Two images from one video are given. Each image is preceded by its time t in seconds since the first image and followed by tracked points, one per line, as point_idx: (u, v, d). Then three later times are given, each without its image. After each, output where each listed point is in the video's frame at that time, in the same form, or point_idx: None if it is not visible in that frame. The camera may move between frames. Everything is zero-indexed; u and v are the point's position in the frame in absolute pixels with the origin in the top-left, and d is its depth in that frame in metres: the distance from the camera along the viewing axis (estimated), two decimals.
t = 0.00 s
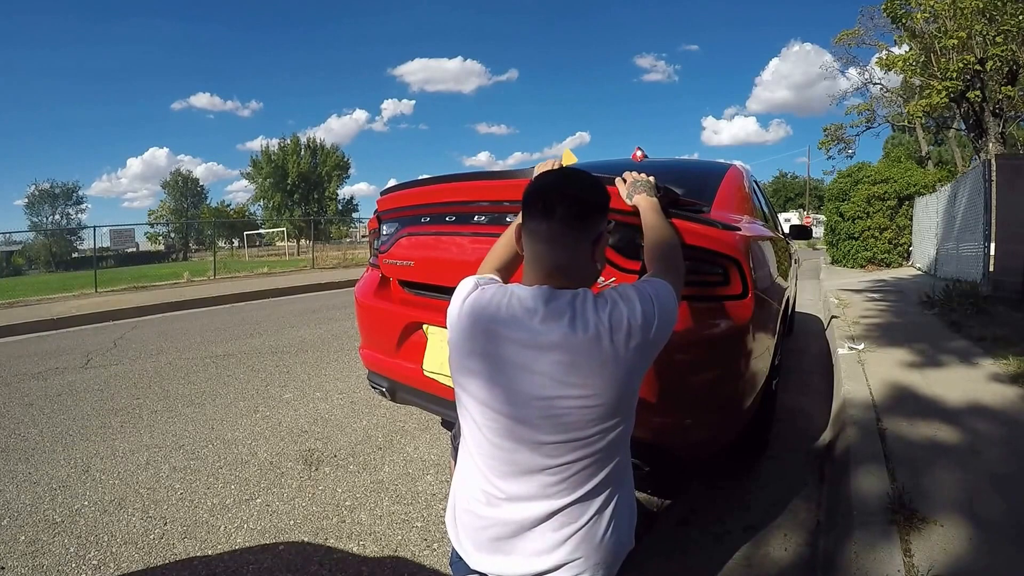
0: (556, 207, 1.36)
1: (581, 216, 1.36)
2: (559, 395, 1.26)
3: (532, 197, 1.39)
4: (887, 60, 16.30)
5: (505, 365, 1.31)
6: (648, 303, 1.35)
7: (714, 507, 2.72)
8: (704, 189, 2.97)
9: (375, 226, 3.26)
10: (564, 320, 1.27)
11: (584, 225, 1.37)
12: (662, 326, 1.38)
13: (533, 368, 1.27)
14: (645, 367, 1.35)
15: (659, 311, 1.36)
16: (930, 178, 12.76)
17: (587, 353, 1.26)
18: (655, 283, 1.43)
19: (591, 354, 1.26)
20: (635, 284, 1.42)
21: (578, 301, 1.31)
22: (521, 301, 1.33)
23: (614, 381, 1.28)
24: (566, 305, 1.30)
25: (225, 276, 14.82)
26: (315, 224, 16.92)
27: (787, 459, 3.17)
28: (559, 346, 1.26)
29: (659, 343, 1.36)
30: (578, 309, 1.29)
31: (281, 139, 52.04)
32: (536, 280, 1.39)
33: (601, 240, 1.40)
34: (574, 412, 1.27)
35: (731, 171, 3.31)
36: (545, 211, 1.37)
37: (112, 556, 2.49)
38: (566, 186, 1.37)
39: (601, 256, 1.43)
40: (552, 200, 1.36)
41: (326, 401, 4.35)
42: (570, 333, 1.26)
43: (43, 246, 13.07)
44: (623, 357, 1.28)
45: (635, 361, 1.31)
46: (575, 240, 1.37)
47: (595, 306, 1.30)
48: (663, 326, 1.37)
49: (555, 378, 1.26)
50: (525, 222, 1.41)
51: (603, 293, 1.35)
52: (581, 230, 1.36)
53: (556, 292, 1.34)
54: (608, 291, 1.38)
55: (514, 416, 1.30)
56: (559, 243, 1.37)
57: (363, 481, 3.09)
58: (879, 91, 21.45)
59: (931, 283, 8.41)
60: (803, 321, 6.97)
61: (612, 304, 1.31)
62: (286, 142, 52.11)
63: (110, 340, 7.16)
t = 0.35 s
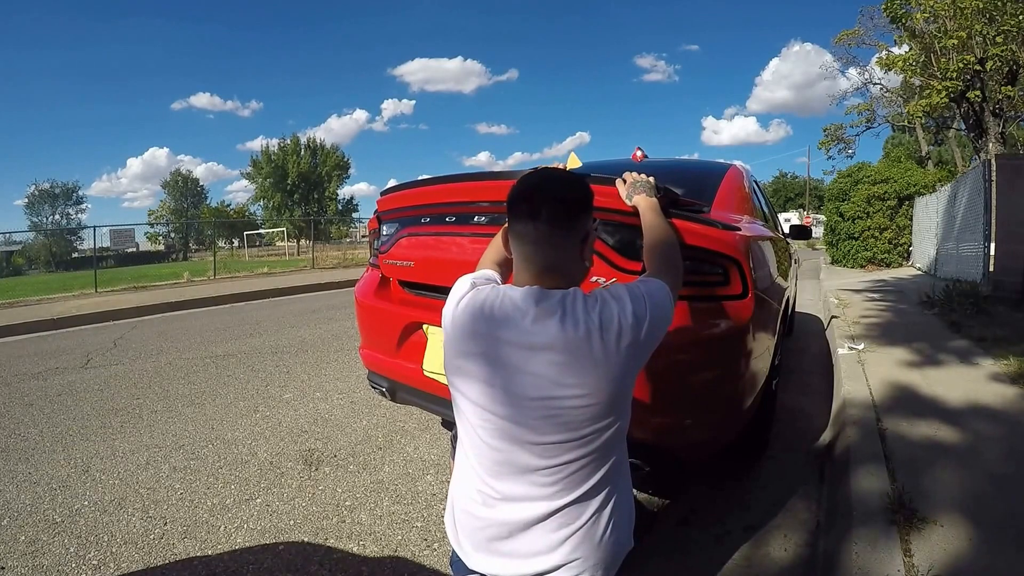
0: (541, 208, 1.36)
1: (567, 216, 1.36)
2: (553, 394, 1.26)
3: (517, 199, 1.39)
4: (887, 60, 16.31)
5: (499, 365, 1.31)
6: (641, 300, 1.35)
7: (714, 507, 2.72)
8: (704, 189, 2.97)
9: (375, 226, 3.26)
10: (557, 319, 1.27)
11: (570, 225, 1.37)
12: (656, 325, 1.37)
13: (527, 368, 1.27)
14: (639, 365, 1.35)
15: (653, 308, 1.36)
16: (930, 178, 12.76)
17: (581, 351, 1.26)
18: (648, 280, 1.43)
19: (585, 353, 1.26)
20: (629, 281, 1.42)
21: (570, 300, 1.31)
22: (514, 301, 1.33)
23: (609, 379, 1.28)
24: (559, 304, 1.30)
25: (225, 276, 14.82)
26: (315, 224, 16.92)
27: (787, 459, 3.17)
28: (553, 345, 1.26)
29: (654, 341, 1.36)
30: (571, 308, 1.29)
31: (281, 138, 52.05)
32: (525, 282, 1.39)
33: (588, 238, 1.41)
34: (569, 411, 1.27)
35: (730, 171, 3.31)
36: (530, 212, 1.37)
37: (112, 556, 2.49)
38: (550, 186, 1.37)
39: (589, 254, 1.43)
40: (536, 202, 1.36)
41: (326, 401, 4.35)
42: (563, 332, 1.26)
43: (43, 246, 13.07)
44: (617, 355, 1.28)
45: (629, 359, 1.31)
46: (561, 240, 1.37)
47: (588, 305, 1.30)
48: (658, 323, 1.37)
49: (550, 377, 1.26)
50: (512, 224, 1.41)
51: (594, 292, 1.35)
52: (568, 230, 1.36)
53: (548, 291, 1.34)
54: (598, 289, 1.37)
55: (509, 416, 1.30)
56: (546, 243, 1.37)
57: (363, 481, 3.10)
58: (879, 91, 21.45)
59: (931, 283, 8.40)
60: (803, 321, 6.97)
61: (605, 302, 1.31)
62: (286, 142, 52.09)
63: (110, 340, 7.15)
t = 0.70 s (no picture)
0: (534, 207, 1.36)
1: (561, 213, 1.35)
2: (552, 393, 1.26)
3: (512, 198, 1.39)
4: (887, 59, 16.32)
5: (498, 364, 1.31)
6: (641, 299, 1.35)
7: (714, 507, 2.72)
8: (704, 189, 2.97)
9: (375, 226, 3.26)
10: (556, 318, 1.27)
11: (564, 224, 1.36)
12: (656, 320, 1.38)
13: (526, 367, 1.27)
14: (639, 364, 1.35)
15: (652, 306, 1.36)
16: (930, 178, 12.77)
17: (580, 350, 1.26)
18: (647, 277, 1.43)
19: (584, 352, 1.26)
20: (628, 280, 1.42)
21: (568, 299, 1.31)
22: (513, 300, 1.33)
23: (608, 378, 1.28)
24: (557, 303, 1.30)
25: (225, 276, 14.82)
26: (315, 224, 16.92)
27: (787, 459, 3.17)
28: (552, 343, 1.26)
29: (654, 340, 1.36)
30: (569, 307, 1.29)
31: (280, 139, 52.08)
32: (520, 281, 1.40)
33: (583, 236, 1.40)
34: (568, 411, 1.27)
35: (731, 171, 3.31)
36: (523, 211, 1.37)
37: (112, 556, 2.49)
38: (545, 186, 1.37)
39: (586, 253, 1.42)
40: (529, 200, 1.36)
41: (326, 401, 4.35)
42: (563, 331, 1.26)
43: (42, 246, 13.07)
44: (616, 354, 1.28)
45: (629, 358, 1.31)
46: (554, 240, 1.37)
47: (587, 304, 1.30)
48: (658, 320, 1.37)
49: (548, 376, 1.26)
50: (506, 223, 1.41)
51: (592, 291, 1.35)
52: (561, 229, 1.36)
53: (545, 290, 1.34)
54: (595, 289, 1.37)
55: (508, 416, 1.30)
56: (540, 243, 1.37)
57: (363, 481, 3.10)
58: (879, 91, 21.45)
59: (931, 283, 8.40)
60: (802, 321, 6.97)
61: (604, 301, 1.31)
62: (286, 142, 52.08)
63: (110, 340, 7.15)
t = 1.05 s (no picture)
0: (526, 206, 1.37)
1: (553, 213, 1.36)
2: (550, 392, 1.26)
3: (507, 198, 1.41)
4: (887, 59, 16.32)
5: (497, 363, 1.31)
6: (638, 297, 1.35)
7: (714, 507, 2.71)
8: (704, 189, 2.97)
9: (375, 225, 3.25)
10: (552, 316, 1.28)
11: (555, 224, 1.36)
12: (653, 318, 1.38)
13: (523, 366, 1.27)
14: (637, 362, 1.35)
15: (650, 304, 1.36)
16: (930, 178, 12.77)
17: (577, 348, 1.26)
18: (647, 275, 1.43)
19: (581, 350, 1.26)
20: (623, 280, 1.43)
21: (565, 297, 1.31)
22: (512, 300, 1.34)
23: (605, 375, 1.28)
24: (554, 302, 1.30)
25: (225, 275, 14.82)
26: (315, 224, 16.93)
27: (787, 459, 3.17)
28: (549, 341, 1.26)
29: (652, 338, 1.35)
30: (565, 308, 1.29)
31: (280, 139, 52.09)
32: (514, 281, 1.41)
33: (579, 236, 1.39)
34: (565, 409, 1.27)
35: (731, 171, 3.31)
36: (516, 210, 1.38)
37: (112, 556, 2.49)
38: (538, 186, 1.38)
39: (582, 254, 1.40)
40: (522, 200, 1.37)
41: (326, 401, 4.35)
42: (559, 329, 1.26)
43: (42, 246, 13.06)
44: (613, 353, 1.28)
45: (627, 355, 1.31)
46: (545, 239, 1.37)
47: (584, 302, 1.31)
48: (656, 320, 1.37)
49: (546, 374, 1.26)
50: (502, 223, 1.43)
51: (589, 290, 1.35)
52: (552, 228, 1.36)
53: (542, 290, 1.34)
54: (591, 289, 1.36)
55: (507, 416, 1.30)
56: (531, 242, 1.37)
57: (363, 481, 3.10)
58: (879, 91, 21.45)
59: (931, 283, 8.41)
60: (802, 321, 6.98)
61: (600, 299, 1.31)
62: (286, 142, 52.08)
63: (110, 340, 7.15)
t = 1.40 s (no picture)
0: (514, 211, 1.37)
1: (540, 220, 1.36)
2: (546, 385, 1.26)
3: (496, 205, 1.42)
4: (887, 60, 16.32)
5: (492, 363, 1.31)
6: (633, 289, 1.36)
7: (713, 508, 2.71)
8: (704, 189, 2.97)
9: (375, 226, 3.25)
10: (546, 315, 1.28)
11: (543, 227, 1.36)
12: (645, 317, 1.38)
13: (518, 360, 1.28)
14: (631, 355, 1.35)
15: (645, 302, 1.36)
16: (930, 177, 12.77)
17: (571, 346, 1.26)
18: (640, 273, 1.43)
19: (575, 348, 1.26)
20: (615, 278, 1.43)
21: (558, 297, 1.32)
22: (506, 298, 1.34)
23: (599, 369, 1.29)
24: (547, 301, 1.31)
25: (225, 275, 14.83)
26: (315, 224, 16.93)
27: (787, 459, 3.17)
28: (542, 336, 1.27)
29: (647, 331, 1.36)
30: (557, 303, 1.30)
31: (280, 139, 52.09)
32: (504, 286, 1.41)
33: (567, 238, 1.39)
34: (560, 407, 1.26)
35: (731, 172, 3.31)
36: (504, 216, 1.39)
37: (112, 556, 2.49)
38: (525, 190, 1.38)
39: (572, 257, 1.40)
40: (510, 205, 1.38)
41: (326, 401, 4.35)
42: (553, 328, 1.27)
43: (42, 246, 13.06)
44: (609, 350, 1.28)
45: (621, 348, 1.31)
46: (533, 242, 1.37)
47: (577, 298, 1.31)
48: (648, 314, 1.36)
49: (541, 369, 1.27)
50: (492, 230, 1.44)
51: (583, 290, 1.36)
52: (540, 232, 1.36)
53: (535, 290, 1.35)
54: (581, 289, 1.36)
55: (503, 413, 1.30)
56: (520, 246, 1.38)
57: (363, 481, 3.10)
58: (879, 91, 21.46)
59: (931, 283, 8.41)
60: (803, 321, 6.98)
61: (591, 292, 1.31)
62: (286, 142, 52.08)
63: (110, 340, 7.15)
